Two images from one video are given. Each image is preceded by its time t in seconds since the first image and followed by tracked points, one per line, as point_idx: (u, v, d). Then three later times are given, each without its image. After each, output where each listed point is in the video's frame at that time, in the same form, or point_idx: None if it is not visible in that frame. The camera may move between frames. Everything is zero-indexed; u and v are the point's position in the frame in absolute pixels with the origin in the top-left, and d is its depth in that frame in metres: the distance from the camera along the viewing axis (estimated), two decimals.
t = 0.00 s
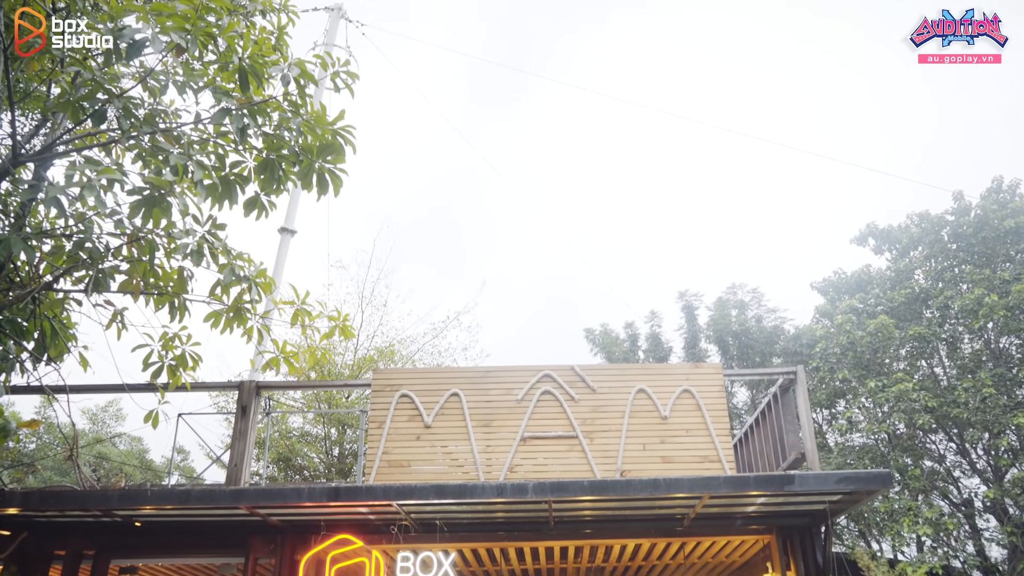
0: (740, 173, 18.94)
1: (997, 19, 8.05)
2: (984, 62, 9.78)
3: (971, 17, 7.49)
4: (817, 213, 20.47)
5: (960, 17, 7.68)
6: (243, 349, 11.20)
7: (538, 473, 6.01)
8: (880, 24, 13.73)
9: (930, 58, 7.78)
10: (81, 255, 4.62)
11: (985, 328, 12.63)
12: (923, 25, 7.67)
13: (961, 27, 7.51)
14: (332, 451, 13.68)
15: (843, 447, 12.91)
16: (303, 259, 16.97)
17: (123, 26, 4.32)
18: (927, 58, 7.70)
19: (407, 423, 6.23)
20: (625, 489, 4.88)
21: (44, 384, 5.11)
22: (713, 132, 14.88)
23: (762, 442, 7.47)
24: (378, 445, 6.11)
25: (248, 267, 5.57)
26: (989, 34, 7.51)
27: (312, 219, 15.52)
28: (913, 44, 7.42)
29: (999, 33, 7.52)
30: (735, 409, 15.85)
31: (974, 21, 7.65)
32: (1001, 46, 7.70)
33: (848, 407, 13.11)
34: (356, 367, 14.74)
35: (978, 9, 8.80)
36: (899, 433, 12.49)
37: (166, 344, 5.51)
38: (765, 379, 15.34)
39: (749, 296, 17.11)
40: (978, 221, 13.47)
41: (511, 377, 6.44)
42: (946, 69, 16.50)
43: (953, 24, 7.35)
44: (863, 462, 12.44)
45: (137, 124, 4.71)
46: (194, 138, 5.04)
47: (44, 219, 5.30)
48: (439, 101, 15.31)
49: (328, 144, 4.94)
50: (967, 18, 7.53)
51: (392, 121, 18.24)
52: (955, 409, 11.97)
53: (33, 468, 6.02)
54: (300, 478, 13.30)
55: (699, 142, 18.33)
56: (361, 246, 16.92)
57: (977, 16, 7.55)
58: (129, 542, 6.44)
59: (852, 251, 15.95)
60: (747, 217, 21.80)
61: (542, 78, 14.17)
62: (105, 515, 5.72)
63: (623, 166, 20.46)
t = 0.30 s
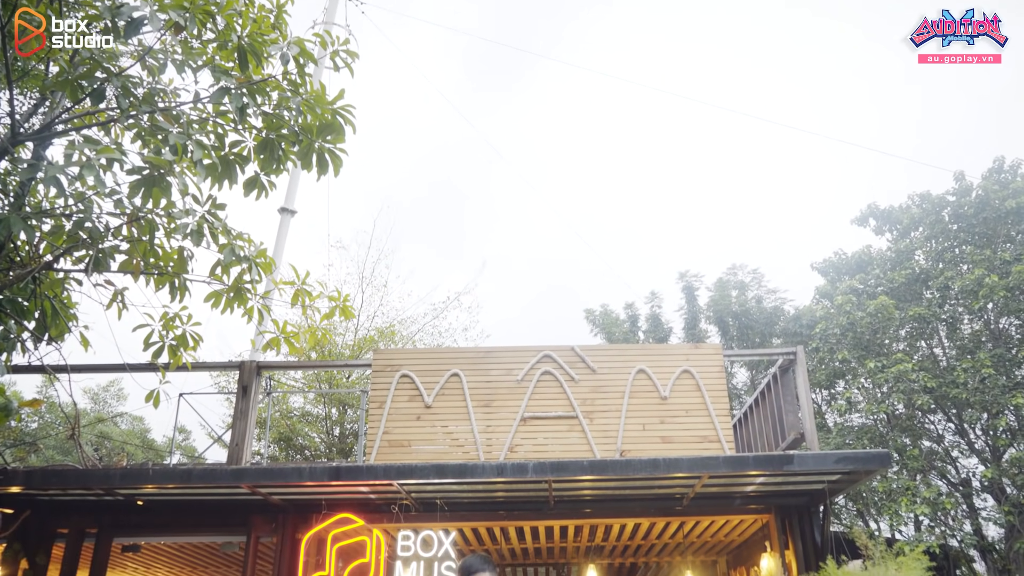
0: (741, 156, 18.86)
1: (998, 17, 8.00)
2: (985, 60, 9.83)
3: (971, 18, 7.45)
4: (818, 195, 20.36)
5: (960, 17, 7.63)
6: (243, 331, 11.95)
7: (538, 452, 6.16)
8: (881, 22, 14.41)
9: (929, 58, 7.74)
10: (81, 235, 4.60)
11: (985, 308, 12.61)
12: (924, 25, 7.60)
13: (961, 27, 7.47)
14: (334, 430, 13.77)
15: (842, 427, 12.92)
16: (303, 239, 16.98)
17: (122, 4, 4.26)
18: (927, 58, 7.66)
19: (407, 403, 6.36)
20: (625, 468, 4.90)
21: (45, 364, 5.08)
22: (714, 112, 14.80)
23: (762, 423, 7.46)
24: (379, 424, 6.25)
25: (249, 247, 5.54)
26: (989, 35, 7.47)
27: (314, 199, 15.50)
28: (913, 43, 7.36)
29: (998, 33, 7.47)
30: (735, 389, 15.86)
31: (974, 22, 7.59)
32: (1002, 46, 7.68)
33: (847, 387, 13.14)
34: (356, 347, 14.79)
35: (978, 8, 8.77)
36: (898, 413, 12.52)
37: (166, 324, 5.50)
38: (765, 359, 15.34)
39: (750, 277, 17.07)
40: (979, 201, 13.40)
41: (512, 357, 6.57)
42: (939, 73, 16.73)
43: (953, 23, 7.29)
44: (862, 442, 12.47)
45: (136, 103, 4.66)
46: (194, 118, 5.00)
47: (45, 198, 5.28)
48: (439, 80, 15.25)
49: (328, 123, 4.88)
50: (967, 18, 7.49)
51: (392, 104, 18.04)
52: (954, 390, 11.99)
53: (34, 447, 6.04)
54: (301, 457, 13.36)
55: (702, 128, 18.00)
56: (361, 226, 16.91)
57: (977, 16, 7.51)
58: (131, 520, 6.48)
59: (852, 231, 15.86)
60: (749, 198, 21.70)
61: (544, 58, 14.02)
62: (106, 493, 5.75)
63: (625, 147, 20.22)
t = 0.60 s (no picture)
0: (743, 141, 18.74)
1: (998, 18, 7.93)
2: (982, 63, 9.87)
3: (971, 17, 7.36)
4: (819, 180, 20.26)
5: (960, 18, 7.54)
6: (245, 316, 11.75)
7: (538, 436, 6.17)
8: (880, 23, 14.97)
9: (930, 58, 7.64)
10: (81, 219, 4.59)
11: (986, 294, 12.59)
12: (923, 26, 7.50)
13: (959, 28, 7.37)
14: (334, 414, 13.82)
15: (843, 412, 12.92)
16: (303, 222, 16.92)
17: None
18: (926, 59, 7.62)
19: (408, 387, 6.37)
20: (625, 452, 4.91)
21: (46, 349, 5.02)
22: (716, 97, 14.71)
23: (762, 407, 7.47)
24: (380, 408, 6.26)
25: (249, 231, 5.51)
26: (989, 34, 7.37)
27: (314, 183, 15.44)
28: (913, 44, 7.29)
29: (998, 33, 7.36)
30: (735, 373, 15.87)
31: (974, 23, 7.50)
32: (1002, 47, 7.62)
33: (847, 372, 13.14)
34: (356, 331, 14.83)
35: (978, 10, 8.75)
36: (898, 398, 12.55)
37: (166, 308, 5.48)
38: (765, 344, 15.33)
39: (750, 261, 17.03)
40: (981, 186, 13.33)
41: (512, 341, 6.57)
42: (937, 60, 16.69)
43: (952, 23, 7.21)
44: (861, 426, 12.49)
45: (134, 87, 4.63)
46: (192, 101, 4.96)
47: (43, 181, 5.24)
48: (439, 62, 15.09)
49: (327, 107, 4.83)
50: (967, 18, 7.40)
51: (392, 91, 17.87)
52: (954, 374, 12.00)
53: (35, 432, 6.03)
54: (303, 441, 13.43)
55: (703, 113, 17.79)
56: (361, 209, 16.84)
57: (977, 15, 7.42)
58: (133, 503, 6.51)
59: (853, 215, 15.76)
60: (752, 184, 21.56)
61: (548, 41, 13.82)
62: (108, 477, 5.77)
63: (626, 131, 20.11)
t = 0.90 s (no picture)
0: (745, 116, 18.60)
1: (997, 18, 7.90)
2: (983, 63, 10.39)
3: (971, 16, 7.31)
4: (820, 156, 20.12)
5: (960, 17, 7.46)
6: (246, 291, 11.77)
7: (538, 411, 6.20)
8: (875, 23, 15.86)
9: (931, 58, 7.60)
10: (80, 195, 4.57)
11: (986, 271, 12.57)
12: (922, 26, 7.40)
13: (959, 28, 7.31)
14: (335, 388, 13.91)
15: (842, 387, 12.97)
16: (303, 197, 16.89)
17: None
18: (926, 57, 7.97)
19: (409, 361, 6.39)
20: (624, 427, 4.93)
21: (47, 324, 5.02)
22: (719, 73, 14.58)
23: (762, 383, 7.50)
24: (380, 382, 6.29)
25: (248, 207, 5.49)
26: (989, 33, 7.33)
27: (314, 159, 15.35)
28: (913, 43, 7.21)
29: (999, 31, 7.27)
30: (735, 349, 15.92)
31: (975, 22, 7.42)
32: (1000, 47, 7.72)
33: (847, 348, 13.16)
34: (357, 307, 14.87)
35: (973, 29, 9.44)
36: (897, 374, 12.58)
37: (167, 283, 5.48)
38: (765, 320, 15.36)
39: (751, 238, 17.00)
40: (983, 162, 13.24)
41: (512, 316, 6.58)
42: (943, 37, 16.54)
43: (953, 23, 7.12)
44: (860, 402, 12.54)
45: (132, 61, 4.59)
46: (191, 76, 4.93)
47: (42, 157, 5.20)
48: (440, 37, 14.76)
49: (326, 81, 4.76)
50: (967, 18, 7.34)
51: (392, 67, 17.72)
52: (953, 351, 12.01)
53: (37, 406, 6.07)
54: (304, 415, 13.50)
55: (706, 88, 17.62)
56: (360, 184, 16.80)
57: (977, 14, 7.36)
58: (135, 477, 6.56)
59: (855, 191, 15.67)
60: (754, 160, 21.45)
61: (551, 16, 13.61)
62: (110, 451, 5.81)
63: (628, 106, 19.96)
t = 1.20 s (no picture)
0: (748, 91, 18.43)
1: (995, 17, 8.04)
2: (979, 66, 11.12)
3: (971, 16, 7.30)
4: (821, 132, 19.99)
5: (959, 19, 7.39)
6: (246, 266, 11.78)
7: (538, 386, 6.22)
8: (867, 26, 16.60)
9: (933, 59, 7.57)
10: (79, 170, 4.56)
11: (987, 248, 12.56)
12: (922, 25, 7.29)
13: (957, 30, 7.35)
14: (336, 364, 13.97)
15: (841, 363, 13.00)
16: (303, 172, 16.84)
17: None
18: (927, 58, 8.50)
19: (409, 337, 6.40)
20: (624, 402, 4.94)
21: (48, 300, 5.02)
22: (722, 48, 14.45)
23: (761, 359, 7.51)
24: (381, 358, 6.31)
25: (248, 182, 5.47)
26: (990, 36, 7.35)
27: (313, 134, 15.24)
28: (913, 45, 7.12)
29: (998, 33, 7.29)
30: (735, 325, 15.94)
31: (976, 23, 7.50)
32: (1000, 48, 7.73)
33: (847, 325, 13.17)
34: (357, 283, 14.87)
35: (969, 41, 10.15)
36: (896, 350, 12.61)
37: (167, 259, 5.47)
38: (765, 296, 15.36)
39: (752, 214, 16.87)
40: (986, 138, 13.15)
41: (513, 292, 6.58)
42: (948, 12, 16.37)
43: (953, 23, 7.03)
44: (859, 378, 12.58)
45: (131, 35, 4.55)
46: (189, 50, 4.90)
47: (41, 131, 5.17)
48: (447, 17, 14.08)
49: (326, 55, 4.70)
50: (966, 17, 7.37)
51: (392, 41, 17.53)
52: (953, 328, 12.03)
53: (39, 380, 6.08)
54: (305, 390, 13.57)
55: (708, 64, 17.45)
56: (360, 159, 16.73)
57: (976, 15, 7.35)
58: (138, 451, 6.60)
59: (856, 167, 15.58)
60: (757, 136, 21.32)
61: None
62: (113, 425, 5.84)
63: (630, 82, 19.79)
